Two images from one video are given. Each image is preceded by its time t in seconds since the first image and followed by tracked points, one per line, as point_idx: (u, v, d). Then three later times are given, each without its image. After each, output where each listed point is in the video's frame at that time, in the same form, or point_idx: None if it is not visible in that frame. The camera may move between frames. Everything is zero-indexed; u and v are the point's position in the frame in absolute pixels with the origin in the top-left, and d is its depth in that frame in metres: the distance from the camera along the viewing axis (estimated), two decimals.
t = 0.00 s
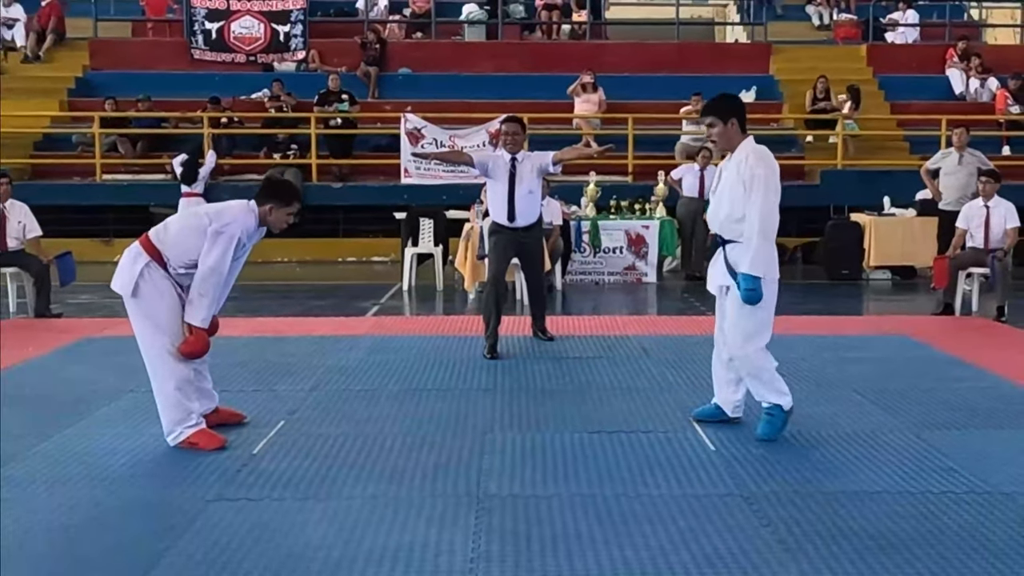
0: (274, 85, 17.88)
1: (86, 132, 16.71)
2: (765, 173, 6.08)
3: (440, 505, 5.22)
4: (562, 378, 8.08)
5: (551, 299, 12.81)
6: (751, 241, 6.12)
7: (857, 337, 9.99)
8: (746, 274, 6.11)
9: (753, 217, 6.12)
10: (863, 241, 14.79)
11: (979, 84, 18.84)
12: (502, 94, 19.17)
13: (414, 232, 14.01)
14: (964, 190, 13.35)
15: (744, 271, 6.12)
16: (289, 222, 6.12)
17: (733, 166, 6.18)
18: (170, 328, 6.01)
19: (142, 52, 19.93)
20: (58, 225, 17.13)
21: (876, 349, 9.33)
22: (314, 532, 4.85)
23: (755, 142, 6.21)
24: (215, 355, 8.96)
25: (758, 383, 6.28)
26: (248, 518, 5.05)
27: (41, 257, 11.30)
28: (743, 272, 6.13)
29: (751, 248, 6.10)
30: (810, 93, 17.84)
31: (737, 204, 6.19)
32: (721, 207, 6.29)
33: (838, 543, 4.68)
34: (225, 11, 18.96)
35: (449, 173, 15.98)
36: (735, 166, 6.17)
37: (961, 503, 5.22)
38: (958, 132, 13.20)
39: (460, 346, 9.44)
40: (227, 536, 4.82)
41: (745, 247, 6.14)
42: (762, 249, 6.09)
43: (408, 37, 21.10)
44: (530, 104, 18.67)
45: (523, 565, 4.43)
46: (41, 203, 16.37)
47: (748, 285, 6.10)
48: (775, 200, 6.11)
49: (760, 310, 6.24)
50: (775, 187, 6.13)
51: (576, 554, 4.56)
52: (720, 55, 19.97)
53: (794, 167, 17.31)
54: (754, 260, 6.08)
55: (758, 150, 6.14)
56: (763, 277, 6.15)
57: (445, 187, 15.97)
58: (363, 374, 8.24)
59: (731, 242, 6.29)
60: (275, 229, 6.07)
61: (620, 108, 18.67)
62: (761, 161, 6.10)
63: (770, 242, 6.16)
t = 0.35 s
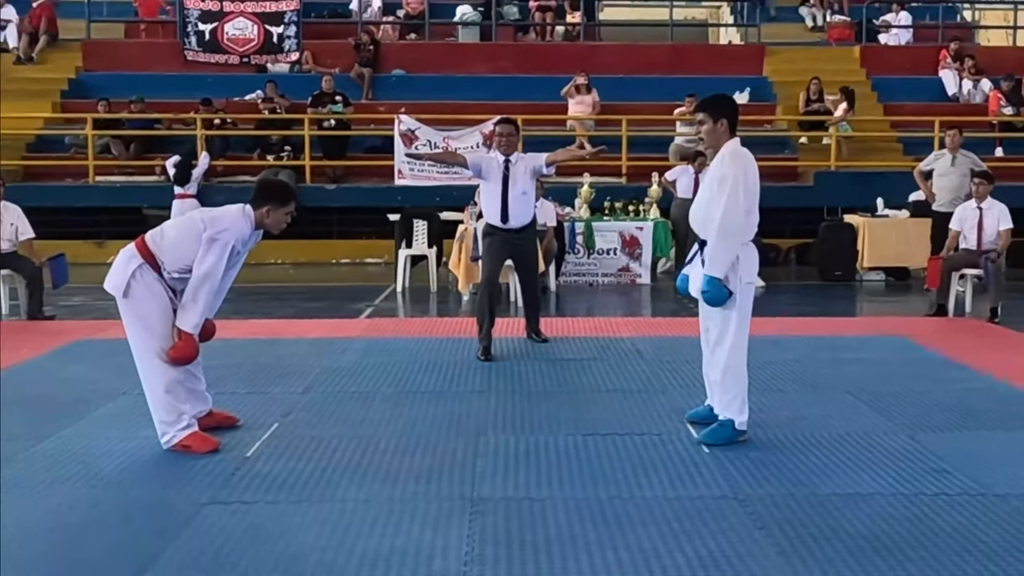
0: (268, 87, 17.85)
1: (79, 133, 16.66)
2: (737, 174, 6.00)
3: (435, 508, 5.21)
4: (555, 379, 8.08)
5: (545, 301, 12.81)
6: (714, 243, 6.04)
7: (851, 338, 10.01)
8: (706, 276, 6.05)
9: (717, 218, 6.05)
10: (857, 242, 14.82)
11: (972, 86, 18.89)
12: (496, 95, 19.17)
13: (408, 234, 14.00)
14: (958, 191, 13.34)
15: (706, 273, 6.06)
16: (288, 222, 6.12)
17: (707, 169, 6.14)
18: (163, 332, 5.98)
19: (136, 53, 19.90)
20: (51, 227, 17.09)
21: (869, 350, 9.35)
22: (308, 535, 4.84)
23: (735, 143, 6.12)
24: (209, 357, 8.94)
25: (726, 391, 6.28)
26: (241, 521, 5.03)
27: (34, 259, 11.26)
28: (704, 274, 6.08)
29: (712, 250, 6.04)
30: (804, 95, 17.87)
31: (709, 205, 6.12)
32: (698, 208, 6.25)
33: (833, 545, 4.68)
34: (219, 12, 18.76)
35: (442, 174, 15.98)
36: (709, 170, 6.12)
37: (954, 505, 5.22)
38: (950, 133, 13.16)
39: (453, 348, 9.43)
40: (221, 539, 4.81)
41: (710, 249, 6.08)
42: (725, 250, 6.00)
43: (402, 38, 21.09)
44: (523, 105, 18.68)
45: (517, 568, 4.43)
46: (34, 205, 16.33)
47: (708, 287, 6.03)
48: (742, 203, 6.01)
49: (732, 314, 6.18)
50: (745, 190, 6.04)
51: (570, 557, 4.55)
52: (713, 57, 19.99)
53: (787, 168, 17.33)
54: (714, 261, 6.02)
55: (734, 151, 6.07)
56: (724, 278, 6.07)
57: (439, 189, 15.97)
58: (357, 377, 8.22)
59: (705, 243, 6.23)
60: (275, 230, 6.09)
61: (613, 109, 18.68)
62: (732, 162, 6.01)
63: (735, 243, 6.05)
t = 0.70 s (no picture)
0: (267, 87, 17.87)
1: (78, 134, 16.66)
2: (731, 171, 6.01)
3: (434, 509, 5.20)
4: (554, 380, 8.07)
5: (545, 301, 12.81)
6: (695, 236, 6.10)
7: (850, 339, 10.00)
8: (682, 265, 6.17)
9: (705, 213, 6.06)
10: (856, 242, 14.84)
11: (972, 85, 18.87)
12: (496, 95, 19.17)
13: (407, 234, 14.00)
14: (958, 192, 13.33)
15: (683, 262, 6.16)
16: (288, 219, 6.11)
17: (702, 165, 6.16)
18: (163, 332, 5.98)
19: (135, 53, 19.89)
20: (51, 228, 17.09)
21: (869, 351, 9.34)
22: (307, 536, 4.84)
23: (731, 142, 6.15)
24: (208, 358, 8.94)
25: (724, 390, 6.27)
26: (239, 522, 5.03)
27: (33, 260, 11.26)
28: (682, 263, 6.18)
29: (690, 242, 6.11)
30: (803, 96, 17.89)
31: (702, 201, 6.12)
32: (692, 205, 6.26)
33: (832, 545, 4.67)
34: (219, 12, 18.89)
35: (442, 174, 16.00)
36: (704, 165, 6.14)
37: (954, 505, 5.22)
38: (950, 134, 13.19)
39: (453, 349, 9.42)
40: (220, 540, 4.80)
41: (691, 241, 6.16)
42: (704, 244, 6.03)
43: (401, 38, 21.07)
44: (523, 106, 18.68)
45: (515, 569, 4.43)
46: (33, 206, 16.33)
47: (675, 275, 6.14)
48: (732, 199, 6.01)
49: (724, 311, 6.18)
50: (737, 186, 6.03)
51: (569, 558, 4.55)
52: (712, 57, 19.97)
53: (786, 168, 17.33)
54: (689, 252, 6.09)
55: (732, 150, 6.09)
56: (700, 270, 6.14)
57: (438, 189, 15.97)
58: (356, 377, 8.22)
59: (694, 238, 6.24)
60: (275, 229, 6.09)
61: (613, 110, 18.69)
62: (728, 160, 6.03)
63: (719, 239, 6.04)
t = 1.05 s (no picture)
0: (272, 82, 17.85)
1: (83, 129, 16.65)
2: (738, 160, 6.05)
3: (442, 502, 5.21)
4: (560, 373, 8.07)
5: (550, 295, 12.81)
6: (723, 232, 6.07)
7: (856, 333, 9.98)
8: (727, 266, 6.02)
9: (726, 206, 6.08)
10: (861, 237, 14.80)
11: (977, 80, 18.83)
12: (500, 90, 19.14)
13: (412, 228, 13.99)
14: (963, 186, 13.32)
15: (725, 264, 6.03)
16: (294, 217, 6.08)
17: (701, 160, 6.19)
18: (171, 326, 5.98)
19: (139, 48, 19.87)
20: (56, 223, 17.09)
21: (874, 345, 9.33)
22: (315, 529, 4.85)
23: (729, 134, 6.20)
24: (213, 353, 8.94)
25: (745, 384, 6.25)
26: (247, 516, 5.03)
27: (39, 255, 11.27)
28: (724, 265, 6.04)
29: (727, 240, 6.04)
30: (808, 90, 17.91)
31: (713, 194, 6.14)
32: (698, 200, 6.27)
33: (839, 538, 4.67)
34: (222, 7, 18.94)
35: (445, 169, 16.03)
36: (704, 157, 6.17)
37: (962, 498, 5.21)
38: (957, 127, 13.18)
39: (458, 343, 9.42)
40: (227, 534, 4.81)
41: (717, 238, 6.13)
42: (735, 237, 6.03)
43: (405, 33, 21.05)
44: (527, 100, 18.66)
45: (523, 562, 4.42)
46: (37, 201, 16.33)
47: (731, 276, 5.98)
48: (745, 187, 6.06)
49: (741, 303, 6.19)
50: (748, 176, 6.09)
51: (575, 551, 4.55)
52: (716, 51, 19.94)
53: (791, 163, 17.29)
54: (728, 249, 6.03)
55: (732, 141, 6.14)
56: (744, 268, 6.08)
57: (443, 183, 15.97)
58: (361, 372, 8.22)
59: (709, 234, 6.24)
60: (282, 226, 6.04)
61: (617, 104, 18.67)
62: (731, 150, 6.07)
63: (745, 231, 6.05)
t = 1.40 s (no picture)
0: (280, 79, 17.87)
1: (91, 126, 16.69)
2: (731, 167, 6.14)
3: (454, 497, 5.22)
4: (570, 370, 8.08)
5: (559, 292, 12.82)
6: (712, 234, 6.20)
7: (866, 330, 9.98)
8: (712, 268, 6.15)
9: (720, 211, 6.19)
10: (870, 233, 14.78)
11: (986, 77, 18.79)
12: (508, 87, 19.14)
13: (419, 225, 13.98)
14: (972, 183, 13.28)
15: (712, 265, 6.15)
16: (301, 202, 6.07)
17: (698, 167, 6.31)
18: (187, 321, 6.00)
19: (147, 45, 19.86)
20: (65, 219, 17.13)
21: (884, 341, 9.33)
22: (329, 524, 4.86)
23: (728, 139, 6.25)
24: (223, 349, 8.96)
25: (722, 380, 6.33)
26: (261, 512, 5.05)
27: (49, 251, 11.31)
28: (711, 267, 6.17)
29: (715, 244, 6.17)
30: (816, 86, 17.93)
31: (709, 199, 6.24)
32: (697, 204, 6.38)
33: (852, 535, 4.67)
34: (231, 4, 19.15)
35: (453, 166, 16.05)
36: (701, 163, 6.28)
37: (975, 495, 5.21)
38: (966, 124, 13.14)
39: (469, 340, 9.43)
40: (242, 529, 4.82)
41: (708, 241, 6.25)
42: (724, 241, 6.14)
43: (413, 29, 21.04)
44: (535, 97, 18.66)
45: (537, 558, 4.43)
46: (46, 197, 16.38)
47: (715, 278, 6.14)
48: (738, 193, 6.16)
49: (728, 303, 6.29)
50: (743, 182, 6.17)
51: (588, 546, 4.56)
52: (724, 47, 19.91)
53: (799, 159, 17.27)
54: (716, 252, 6.15)
55: (728, 147, 6.21)
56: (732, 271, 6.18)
57: (451, 180, 15.99)
58: (372, 368, 8.24)
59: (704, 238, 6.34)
60: (291, 212, 6.05)
61: (625, 101, 18.66)
62: (725, 157, 6.15)
63: (740, 235, 6.16)
